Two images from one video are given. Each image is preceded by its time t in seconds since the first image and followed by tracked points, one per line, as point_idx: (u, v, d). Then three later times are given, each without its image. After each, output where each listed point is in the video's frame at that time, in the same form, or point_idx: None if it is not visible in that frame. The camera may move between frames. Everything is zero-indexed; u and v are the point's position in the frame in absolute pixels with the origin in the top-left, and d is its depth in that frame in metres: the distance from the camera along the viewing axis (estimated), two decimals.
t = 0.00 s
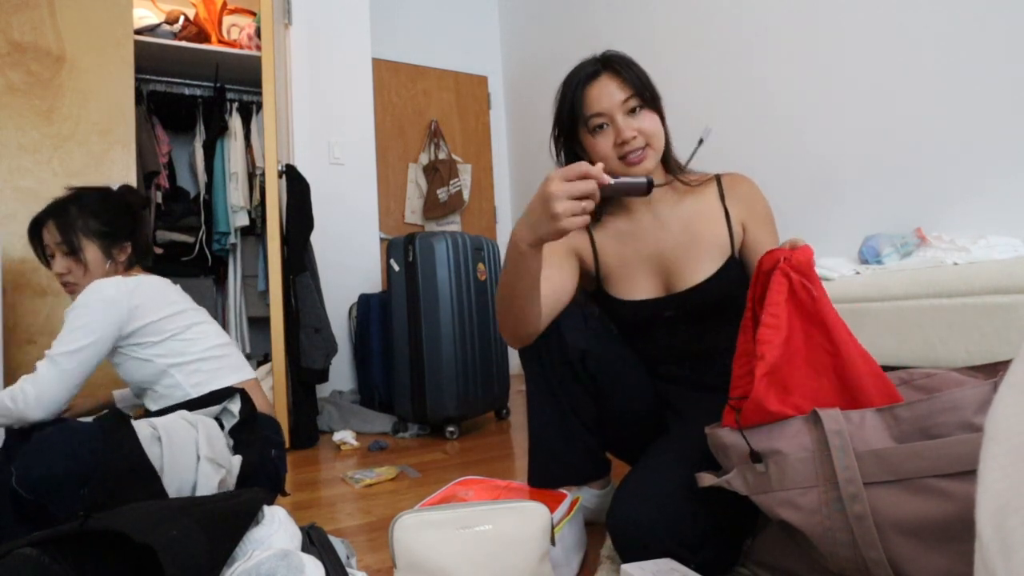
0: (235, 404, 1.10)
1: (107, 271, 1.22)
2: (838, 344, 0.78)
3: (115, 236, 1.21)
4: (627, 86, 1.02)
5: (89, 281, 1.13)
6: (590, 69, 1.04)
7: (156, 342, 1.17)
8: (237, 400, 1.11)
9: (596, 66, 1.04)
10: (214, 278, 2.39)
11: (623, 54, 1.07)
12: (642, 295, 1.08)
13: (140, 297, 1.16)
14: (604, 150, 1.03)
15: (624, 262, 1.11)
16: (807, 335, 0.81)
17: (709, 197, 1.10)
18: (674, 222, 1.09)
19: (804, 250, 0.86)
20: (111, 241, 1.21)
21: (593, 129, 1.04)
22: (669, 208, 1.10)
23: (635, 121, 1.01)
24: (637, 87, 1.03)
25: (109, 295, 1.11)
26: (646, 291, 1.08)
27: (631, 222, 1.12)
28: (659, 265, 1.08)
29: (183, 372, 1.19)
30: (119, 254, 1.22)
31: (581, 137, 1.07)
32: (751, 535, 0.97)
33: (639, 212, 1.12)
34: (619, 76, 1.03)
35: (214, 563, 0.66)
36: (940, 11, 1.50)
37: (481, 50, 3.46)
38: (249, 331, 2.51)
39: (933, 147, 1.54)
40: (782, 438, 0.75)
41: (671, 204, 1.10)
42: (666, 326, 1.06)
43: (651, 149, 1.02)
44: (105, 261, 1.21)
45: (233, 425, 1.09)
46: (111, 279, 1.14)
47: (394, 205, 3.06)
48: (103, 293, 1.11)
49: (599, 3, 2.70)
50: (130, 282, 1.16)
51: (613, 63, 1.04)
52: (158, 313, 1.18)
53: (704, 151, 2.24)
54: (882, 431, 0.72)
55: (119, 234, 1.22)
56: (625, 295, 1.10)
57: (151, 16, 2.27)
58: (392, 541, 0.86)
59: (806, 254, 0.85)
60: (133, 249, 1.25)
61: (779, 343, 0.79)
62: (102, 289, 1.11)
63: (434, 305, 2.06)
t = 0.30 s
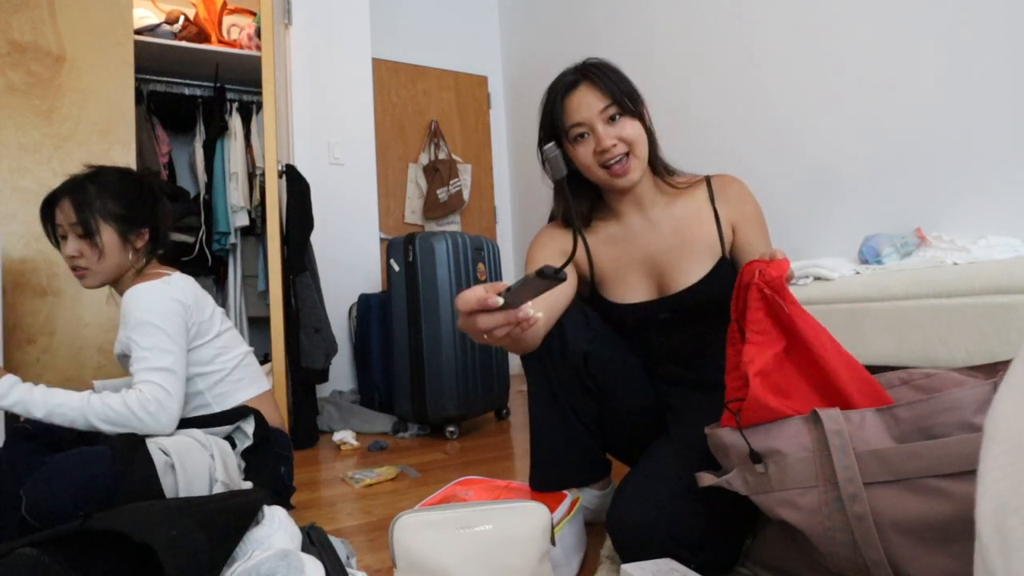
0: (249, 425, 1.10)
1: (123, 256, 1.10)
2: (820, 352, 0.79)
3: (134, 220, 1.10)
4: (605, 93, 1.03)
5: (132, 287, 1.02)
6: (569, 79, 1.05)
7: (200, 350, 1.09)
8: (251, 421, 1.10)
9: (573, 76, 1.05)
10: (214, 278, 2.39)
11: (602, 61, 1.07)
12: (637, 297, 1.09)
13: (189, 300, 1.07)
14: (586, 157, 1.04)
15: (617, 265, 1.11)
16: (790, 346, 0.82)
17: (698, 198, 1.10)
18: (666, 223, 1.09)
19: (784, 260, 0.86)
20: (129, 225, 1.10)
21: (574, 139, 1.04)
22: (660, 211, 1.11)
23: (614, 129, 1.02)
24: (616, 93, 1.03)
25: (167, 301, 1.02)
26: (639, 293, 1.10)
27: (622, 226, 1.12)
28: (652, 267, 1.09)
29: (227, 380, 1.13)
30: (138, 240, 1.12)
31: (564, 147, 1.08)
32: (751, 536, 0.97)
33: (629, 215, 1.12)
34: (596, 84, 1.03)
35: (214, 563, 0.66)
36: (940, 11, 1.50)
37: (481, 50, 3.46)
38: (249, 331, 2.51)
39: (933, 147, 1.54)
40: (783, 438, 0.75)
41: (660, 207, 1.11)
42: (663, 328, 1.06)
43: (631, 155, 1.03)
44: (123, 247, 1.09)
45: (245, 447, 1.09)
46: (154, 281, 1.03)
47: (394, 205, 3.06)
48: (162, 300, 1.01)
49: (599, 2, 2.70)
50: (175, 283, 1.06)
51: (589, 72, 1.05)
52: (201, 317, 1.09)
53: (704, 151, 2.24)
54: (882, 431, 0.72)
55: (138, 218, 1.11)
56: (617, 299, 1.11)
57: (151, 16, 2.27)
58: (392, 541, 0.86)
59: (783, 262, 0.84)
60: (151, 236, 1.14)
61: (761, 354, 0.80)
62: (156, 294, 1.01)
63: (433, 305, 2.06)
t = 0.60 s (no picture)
0: (257, 438, 1.12)
1: (100, 257, 1.02)
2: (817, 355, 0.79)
3: (110, 216, 1.02)
4: (597, 96, 1.03)
5: (157, 312, 0.99)
6: (560, 84, 1.05)
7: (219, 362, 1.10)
8: (259, 435, 1.12)
9: (564, 81, 1.05)
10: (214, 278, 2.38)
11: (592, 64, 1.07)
12: (635, 297, 1.09)
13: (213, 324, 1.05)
14: (580, 160, 1.03)
15: (616, 265, 1.11)
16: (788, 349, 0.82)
17: (694, 197, 1.10)
18: (663, 223, 1.09)
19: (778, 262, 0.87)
20: (105, 221, 1.01)
21: (567, 143, 1.04)
22: (656, 211, 1.11)
23: (608, 132, 1.02)
24: (609, 95, 1.03)
25: (199, 327, 1.00)
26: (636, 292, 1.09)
27: (619, 226, 1.12)
28: (650, 267, 1.08)
29: (243, 389, 1.13)
30: (117, 237, 1.03)
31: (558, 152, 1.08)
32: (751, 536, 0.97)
33: (625, 216, 1.12)
34: (585, 87, 1.03)
35: (214, 562, 0.66)
36: (940, 11, 1.50)
37: (481, 50, 3.46)
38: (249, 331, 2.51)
39: (933, 147, 1.54)
40: (782, 438, 0.75)
41: (656, 207, 1.11)
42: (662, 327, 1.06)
43: (626, 158, 1.03)
44: (101, 247, 1.01)
45: (254, 459, 1.11)
46: (182, 307, 1.00)
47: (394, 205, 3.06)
48: (194, 328, 1.00)
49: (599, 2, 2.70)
50: (195, 301, 1.03)
51: (580, 76, 1.04)
52: (220, 331, 1.08)
53: (704, 151, 2.24)
54: (882, 431, 0.72)
55: (117, 213, 1.03)
56: (616, 299, 1.11)
57: (150, 16, 2.27)
58: (392, 541, 0.86)
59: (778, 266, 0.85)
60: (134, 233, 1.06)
61: (758, 356, 0.80)
62: (186, 321, 0.99)
63: (433, 305, 2.06)
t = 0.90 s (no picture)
0: (254, 440, 1.12)
1: (57, 284, 0.96)
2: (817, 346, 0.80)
3: (67, 241, 0.96)
4: (615, 101, 1.02)
5: (140, 330, 0.95)
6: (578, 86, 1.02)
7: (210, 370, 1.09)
8: (255, 436, 1.12)
9: (586, 82, 1.02)
10: (214, 278, 2.38)
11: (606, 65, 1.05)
12: (633, 298, 1.09)
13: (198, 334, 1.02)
14: (596, 167, 1.03)
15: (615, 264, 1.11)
16: (787, 340, 0.83)
17: (694, 196, 1.10)
18: (663, 222, 1.09)
19: (771, 238, 0.88)
20: (62, 247, 0.95)
21: (580, 145, 1.03)
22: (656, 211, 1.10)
23: (625, 140, 1.01)
24: (626, 102, 1.02)
25: (186, 342, 0.98)
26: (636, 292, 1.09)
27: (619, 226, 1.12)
28: (651, 266, 1.08)
29: (236, 394, 1.14)
30: (75, 261, 0.97)
31: (567, 151, 1.06)
32: (751, 536, 0.97)
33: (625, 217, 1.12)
34: (606, 91, 1.02)
35: (215, 562, 0.66)
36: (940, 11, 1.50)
37: (481, 50, 3.46)
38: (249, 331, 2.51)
39: (933, 147, 1.54)
40: (782, 438, 0.75)
41: (655, 206, 1.11)
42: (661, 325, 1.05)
43: (640, 166, 1.03)
44: (58, 275, 0.96)
45: (252, 460, 1.11)
46: (164, 322, 0.97)
47: (395, 205, 3.06)
48: (181, 344, 0.97)
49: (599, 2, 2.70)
50: (177, 314, 1.00)
51: (600, 77, 1.03)
52: (207, 340, 1.06)
53: (705, 152, 2.24)
54: (882, 431, 0.72)
55: (74, 237, 0.96)
56: (617, 299, 1.11)
57: (150, 16, 2.27)
58: (392, 541, 0.86)
59: (769, 245, 0.86)
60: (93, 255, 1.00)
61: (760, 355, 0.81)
62: (172, 338, 0.96)
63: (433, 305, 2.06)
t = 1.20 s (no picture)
0: (249, 439, 1.12)
1: (24, 307, 0.92)
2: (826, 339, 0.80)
3: (32, 264, 0.91)
4: (642, 103, 0.98)
5: (115, 344, 0.93)
6: (607, 89, 0.97)
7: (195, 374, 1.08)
8: (249, 434, 1.12)
9: (614, 84, 0.98)
10: (214, 278, 2.38)
11: (631, 67, 1.02)
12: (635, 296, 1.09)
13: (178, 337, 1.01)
14: (615, 169, 1.00)
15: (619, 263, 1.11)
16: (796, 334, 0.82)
17: (698, 199, 1.11)
18: (669, 223, 1.10)
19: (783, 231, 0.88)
20: (27, 270, 0.91)
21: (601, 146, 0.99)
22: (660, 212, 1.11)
23: (650, 145, 0.99)
24: (652, 107, 1.00)
25: (165, 350, 0.96)
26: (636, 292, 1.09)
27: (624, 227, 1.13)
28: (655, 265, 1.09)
29: (225, 397, 1.14)
30: (43, 283, 0.93)
31: (586, 151, 1.03)
32: (751, 535, 0.97)
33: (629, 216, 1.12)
34: (634, 94, 0.98)
35: (215, 563, 0.66)
36: (940, 11, 1.50)
37: (481, 51, 3.46)
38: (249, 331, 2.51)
39: (933, 147, 1.54)
40: (782, 437, 0.75)
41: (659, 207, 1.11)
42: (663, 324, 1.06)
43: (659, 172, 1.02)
44: (27, 298, 0.92)
45: (248, 459, 1.11)
46: (141, 331, 0.95)
47: (395, 205, 3.06)
48: (160, 353, 0.95)
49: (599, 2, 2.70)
50: (152, 322, 0.98)
51: (628, 81, 0.99)
52: (187, 344, 1.04)
53: (705, 152, 2.24)
54: (882, 430, 0.72)
55: (40, 258, 0.91)
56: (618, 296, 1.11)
57: (150, 16, 2.27)
58: (392, 541, 0.86)
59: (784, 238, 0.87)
60: (62, 274, 0.95)
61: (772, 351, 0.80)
62: (151, 348, 0.95)
63: (434, 305, 2.06)
